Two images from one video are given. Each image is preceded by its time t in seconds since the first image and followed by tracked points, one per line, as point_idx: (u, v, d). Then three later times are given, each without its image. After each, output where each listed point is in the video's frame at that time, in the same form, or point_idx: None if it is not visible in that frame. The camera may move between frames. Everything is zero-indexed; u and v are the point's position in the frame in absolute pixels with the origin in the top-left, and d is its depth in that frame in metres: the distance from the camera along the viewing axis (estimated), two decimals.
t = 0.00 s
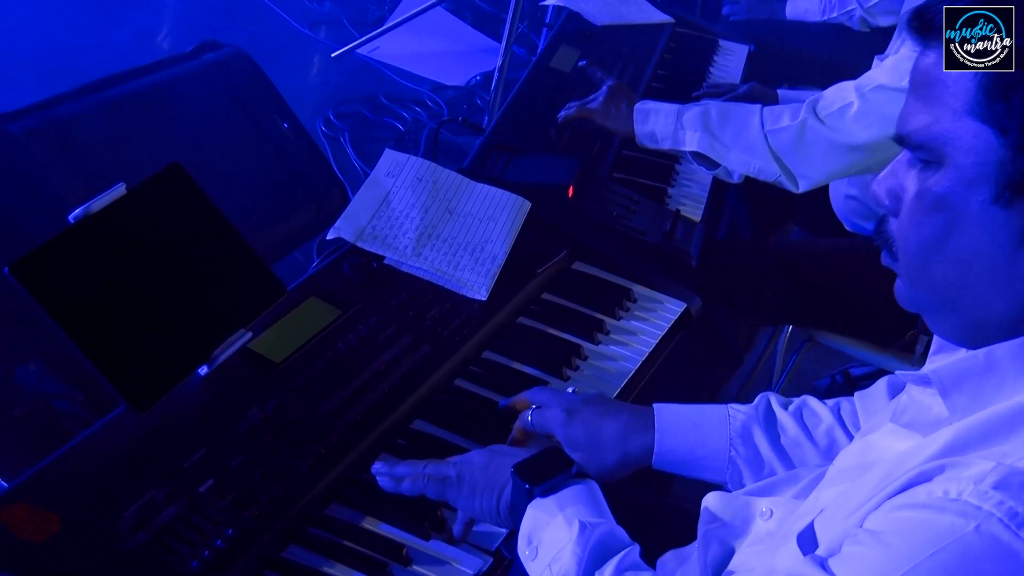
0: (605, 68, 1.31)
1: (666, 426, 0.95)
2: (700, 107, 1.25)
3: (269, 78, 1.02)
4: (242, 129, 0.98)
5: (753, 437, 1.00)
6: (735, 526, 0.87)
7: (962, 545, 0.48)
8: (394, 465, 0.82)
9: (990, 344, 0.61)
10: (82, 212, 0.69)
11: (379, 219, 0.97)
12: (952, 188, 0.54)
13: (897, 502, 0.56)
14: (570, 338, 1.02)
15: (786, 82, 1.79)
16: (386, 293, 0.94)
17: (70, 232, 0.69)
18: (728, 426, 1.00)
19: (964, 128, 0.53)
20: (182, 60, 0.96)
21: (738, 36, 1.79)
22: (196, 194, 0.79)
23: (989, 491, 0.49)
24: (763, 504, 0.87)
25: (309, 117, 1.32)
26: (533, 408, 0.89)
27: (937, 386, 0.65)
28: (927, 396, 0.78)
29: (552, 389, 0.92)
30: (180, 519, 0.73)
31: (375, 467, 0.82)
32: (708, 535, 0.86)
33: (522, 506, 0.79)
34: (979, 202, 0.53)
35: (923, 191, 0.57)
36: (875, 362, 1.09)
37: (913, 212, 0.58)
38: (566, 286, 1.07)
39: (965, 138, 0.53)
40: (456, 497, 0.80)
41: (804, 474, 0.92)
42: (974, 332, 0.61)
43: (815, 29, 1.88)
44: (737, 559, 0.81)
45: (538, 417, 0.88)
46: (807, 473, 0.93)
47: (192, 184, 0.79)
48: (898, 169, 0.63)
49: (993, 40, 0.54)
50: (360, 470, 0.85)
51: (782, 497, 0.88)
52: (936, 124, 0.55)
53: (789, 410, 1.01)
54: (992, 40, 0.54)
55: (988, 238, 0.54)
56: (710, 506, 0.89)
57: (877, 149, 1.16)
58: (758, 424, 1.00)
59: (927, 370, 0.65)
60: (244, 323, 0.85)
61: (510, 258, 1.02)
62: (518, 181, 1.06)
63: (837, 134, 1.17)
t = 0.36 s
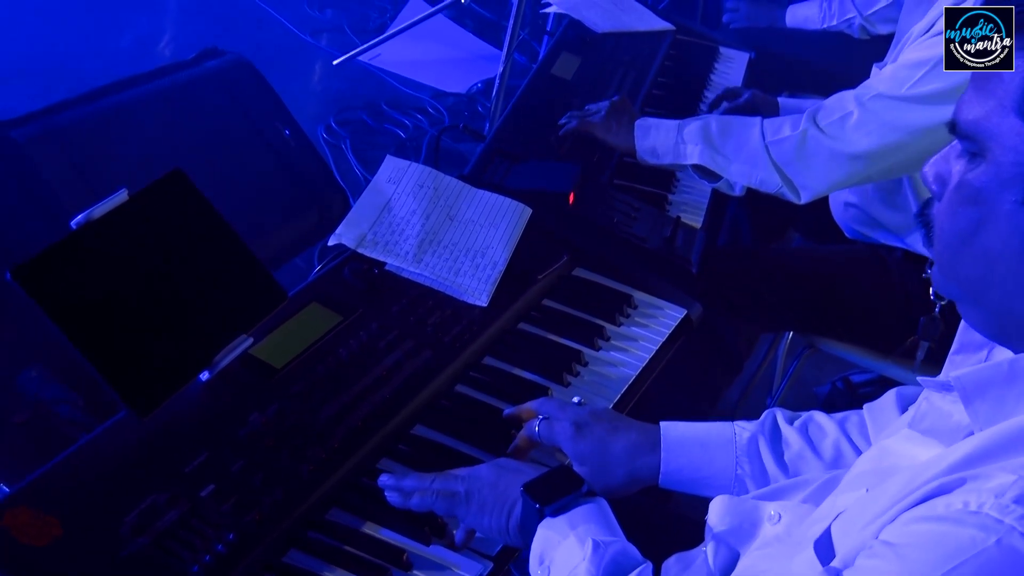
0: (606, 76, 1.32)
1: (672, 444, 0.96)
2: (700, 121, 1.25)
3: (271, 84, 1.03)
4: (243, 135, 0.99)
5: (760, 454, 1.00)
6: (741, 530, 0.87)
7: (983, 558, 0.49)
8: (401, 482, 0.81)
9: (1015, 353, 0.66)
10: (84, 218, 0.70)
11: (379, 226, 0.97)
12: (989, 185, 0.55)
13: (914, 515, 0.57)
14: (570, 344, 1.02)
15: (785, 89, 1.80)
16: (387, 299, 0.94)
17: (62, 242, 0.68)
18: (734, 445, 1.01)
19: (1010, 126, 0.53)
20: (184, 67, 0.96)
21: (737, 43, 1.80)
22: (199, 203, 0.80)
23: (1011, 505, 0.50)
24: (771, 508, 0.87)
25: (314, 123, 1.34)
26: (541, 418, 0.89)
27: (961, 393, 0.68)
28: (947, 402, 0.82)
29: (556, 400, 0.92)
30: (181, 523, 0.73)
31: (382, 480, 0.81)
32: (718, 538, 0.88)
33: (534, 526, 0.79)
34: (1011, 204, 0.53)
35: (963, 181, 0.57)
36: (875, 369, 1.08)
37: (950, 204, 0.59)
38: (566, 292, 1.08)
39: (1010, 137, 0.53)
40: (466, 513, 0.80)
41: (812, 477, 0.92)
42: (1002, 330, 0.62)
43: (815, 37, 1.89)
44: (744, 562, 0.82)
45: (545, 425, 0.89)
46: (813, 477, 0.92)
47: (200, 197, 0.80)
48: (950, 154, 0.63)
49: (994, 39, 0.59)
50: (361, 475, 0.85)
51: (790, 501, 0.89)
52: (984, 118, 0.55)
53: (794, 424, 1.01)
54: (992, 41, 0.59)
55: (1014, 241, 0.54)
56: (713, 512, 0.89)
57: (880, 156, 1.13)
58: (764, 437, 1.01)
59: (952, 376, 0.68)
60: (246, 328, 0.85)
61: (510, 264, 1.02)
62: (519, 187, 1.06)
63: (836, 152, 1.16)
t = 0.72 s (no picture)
0: (605, 76, 1.32)
1: (671, 445, 0.96)
2: (700, 114, 1.26)
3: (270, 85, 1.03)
4: (242, 136, 0.99)
5: (758, 454, 1.01)
6: (739, 527, 0.88)
7: (978, 555, 0.49)
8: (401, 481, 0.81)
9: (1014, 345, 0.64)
10: (85, 217, 0.71)
11: (379, 225, 0.97)
12: (979, 165, 0.58)
13: (910, 513, 0.57)
14: (570, 343, 1.03)
15: (785, 89, 1.79)
16: (387, 299, 0.94)
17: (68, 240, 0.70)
18: (734, 444, 1.01)
19: (1005, 109, 0.57)
20: (184, 67, 0.96)
21: (736, 43, 1.80)
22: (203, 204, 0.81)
23: (1006, 501, 0.50)
24: (768, 505, 0.89)
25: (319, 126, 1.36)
26: (541, 417, 0.89)
27: (957, 385, 0.68)
28: (945, 398, 0.82)
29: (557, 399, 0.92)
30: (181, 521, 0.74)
31: (382, 481, 0.81)
32: (715, 535, 0.88)
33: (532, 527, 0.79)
34: (988, 184, 0.57)
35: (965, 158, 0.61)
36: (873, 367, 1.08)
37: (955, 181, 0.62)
38: (565, 291, 1.08)
39: (1001, 120, 0.57)
40: (466, 513, 0.80)
41: (808, 476, 0.94)
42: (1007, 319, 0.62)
43: (813, 37, 1.90)
44: (741, 558, 0.84)
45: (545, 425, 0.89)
46: (811, 476, 0.94)
47: (205, 201, 0.82)
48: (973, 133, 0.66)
49: (995, 40, 0.68)
50: (360, 474, 0.86)
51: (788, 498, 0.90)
52: (992, 100, 0.59)
53: (792, 424, 1.01)
54: (993, 40, 0.69)
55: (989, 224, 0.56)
56: (711, 509, 0.89)
57: (879, 154, 1.12)
58: (762, 437, 1.01)
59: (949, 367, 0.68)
60: (245, 327, 0.85)
61: (509, 263, 1.02)
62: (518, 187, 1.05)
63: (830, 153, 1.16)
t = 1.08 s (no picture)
0: (598, 84, 1.33)
1: (671, 468, 0.97)
2: (693, 123, 1.27)
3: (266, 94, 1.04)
4: (238, 145, 0.99)
5: (756, 472, 1.02)
6: (731, 532, 0.89)
7: (968, 555, 0.49)
8: (400, 503, 0.82)
9: (1000, 345, 0.64)
10: (81, 225, 0.72)
11: (373, 233, 0.98)
12: (971, 179, 0.59)
13: (897, 518, 0.57)
14: (564, 350, 1.03)
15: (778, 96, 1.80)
16: (382, 306, 0.95)
17: (74, 247, 0.71)
18: (732, 467, 1.02)
19: (994, 123, 0.57)
20: (179, 76, 0.97)
21: (729, 51, 1.81)
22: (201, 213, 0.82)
23: (994, 501, 0.51)
24: (760, 510, 0.90)
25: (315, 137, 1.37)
26: (544, 431, 0.89)
27: (947, 383, 0.69)
28: (935, 396, 0.84)
29: (555, 416, 0.92)
30: (178, 528, 0.75)
31: (381, 506, 0.82)
32: (708, 541, 0.88)
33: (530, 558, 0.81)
34: (988, 199, 0.57)
35: (951, 174, 0.61)
36: (866, 373, 1.09)
37: (942, 193, 0.63)
38: (559, 298, 1.08)
39: (993, 134, 0.57)
40: (466, 536, 0.81)
41: (799, 481, 0.95)
42: (990, 325, 0.63)
43: (805, 45, 1.92)
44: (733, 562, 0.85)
45: (547, 436, 0.88)
46: (803, 481, 0.95)
47: (202, 211, 0.82)
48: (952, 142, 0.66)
49: (995, 40, 0.62)
50: (357, 481, 0.86)
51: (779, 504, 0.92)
52: (976, 113, 0.59)
53: (786, 441, 1.03)
54: (991, 42, 0.63)
55: (993, 241, 0.57)
56: (705, 515, 0.89)
57: (868, 164, 1.14)
58: (760, 456, 1.03)
59: (939, 367, 0.69)
60: (241, 335, 0.86)
61: (504, 270, 1.03)
62: (513, 196, 1.08)
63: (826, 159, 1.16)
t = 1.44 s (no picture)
0: (585, 102, 1.38)
1: (657, 457, 1.02)
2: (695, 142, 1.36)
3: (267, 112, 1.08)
4: (240, 161, 1.04)
5: (738, 464, 1.07)
6: (712, 528, 0.96)
7: (940, 552, 0.51)
8: (413, 513, 0.85)
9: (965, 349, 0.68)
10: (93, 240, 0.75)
11: (372, 244, 1.02)
12: (936, 195, 0.64)
13: (875, 516, 0.60)
14: (555, 355, 1.08)
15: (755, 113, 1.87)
16: (380, 315, 0.99)
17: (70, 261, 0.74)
18: (715, 459, 1.07)
19: (956, 141, 0.61)
20: (184, 97, 1.02)
21: (710, 69, 1.88)
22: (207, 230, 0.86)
23: (963, 497, 0.53)
24: (739, 505, 0.97)
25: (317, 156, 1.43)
26: (539, 418, 0.95)
27: (916, 385, 0.73)
28: (903, 396, 0.88)
29: (552, 400, 0.97)
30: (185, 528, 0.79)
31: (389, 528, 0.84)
32: (690, 536, 0.96)
33: None
34: (954, 215, 0.62)
35: (915, 190, 0.66)
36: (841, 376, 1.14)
37: (905, 208, 0.68)
38: (550, 306, 1.13)
39: (956, 153, 0.61)
40: (463, 559, 0.83)
41: (777, 475, 1.00)
42: (951, 331, 0.71)
43: (782, 64, 2.00)
44: (716, 556, 0.92)
45: (544, 422, 0.95)
46: (781, 474, 1.01)
47: (208, 227, 0.86)
48: (910, 160, 0.70)
49: (993, 40, 0.60)
50: (357, 481, 0.90)
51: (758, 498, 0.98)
52: (936, 132, 0.63)
53: (767, 434, 1.08)
54: (991, 41, 0.60)
55: (960, 253, 0.63)
56: (687, 512, 0.97)
57: (845, 194, 1.21)
58: (742, 449, 1.08)
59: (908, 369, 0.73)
60: (244, 343, 0.89)
61: (496, 279, 1.07)
62: (504, 209, 1.12)
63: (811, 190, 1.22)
